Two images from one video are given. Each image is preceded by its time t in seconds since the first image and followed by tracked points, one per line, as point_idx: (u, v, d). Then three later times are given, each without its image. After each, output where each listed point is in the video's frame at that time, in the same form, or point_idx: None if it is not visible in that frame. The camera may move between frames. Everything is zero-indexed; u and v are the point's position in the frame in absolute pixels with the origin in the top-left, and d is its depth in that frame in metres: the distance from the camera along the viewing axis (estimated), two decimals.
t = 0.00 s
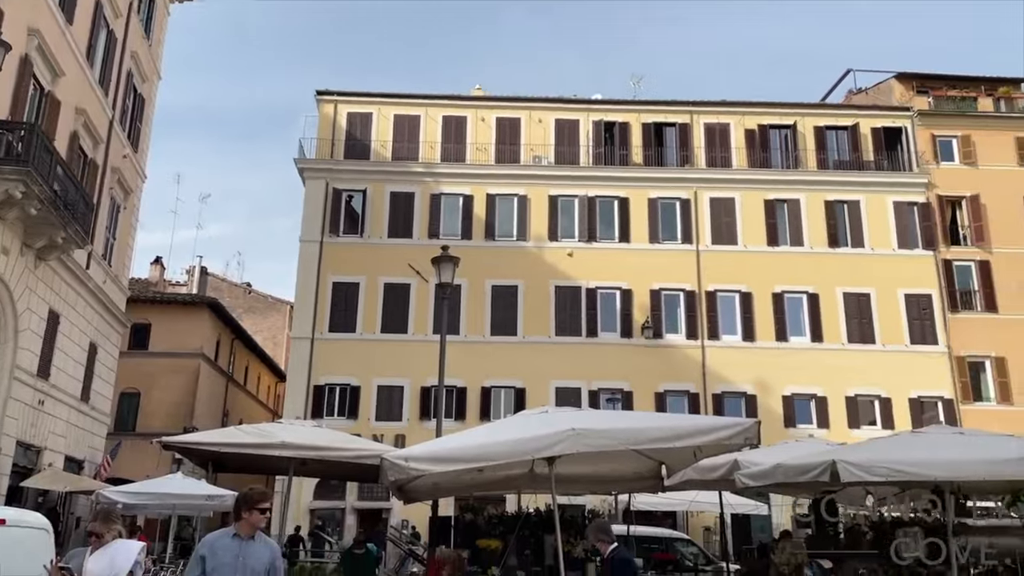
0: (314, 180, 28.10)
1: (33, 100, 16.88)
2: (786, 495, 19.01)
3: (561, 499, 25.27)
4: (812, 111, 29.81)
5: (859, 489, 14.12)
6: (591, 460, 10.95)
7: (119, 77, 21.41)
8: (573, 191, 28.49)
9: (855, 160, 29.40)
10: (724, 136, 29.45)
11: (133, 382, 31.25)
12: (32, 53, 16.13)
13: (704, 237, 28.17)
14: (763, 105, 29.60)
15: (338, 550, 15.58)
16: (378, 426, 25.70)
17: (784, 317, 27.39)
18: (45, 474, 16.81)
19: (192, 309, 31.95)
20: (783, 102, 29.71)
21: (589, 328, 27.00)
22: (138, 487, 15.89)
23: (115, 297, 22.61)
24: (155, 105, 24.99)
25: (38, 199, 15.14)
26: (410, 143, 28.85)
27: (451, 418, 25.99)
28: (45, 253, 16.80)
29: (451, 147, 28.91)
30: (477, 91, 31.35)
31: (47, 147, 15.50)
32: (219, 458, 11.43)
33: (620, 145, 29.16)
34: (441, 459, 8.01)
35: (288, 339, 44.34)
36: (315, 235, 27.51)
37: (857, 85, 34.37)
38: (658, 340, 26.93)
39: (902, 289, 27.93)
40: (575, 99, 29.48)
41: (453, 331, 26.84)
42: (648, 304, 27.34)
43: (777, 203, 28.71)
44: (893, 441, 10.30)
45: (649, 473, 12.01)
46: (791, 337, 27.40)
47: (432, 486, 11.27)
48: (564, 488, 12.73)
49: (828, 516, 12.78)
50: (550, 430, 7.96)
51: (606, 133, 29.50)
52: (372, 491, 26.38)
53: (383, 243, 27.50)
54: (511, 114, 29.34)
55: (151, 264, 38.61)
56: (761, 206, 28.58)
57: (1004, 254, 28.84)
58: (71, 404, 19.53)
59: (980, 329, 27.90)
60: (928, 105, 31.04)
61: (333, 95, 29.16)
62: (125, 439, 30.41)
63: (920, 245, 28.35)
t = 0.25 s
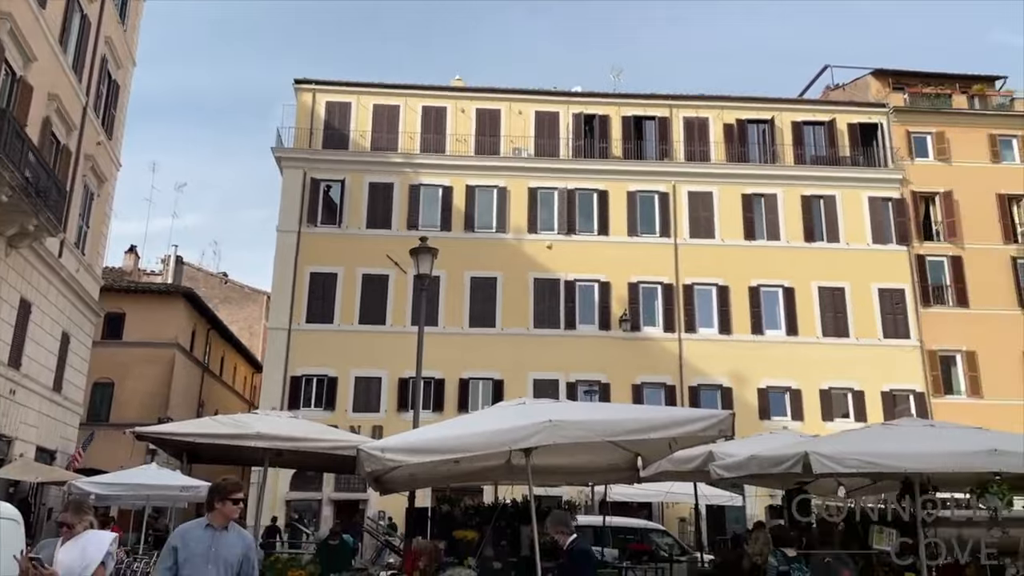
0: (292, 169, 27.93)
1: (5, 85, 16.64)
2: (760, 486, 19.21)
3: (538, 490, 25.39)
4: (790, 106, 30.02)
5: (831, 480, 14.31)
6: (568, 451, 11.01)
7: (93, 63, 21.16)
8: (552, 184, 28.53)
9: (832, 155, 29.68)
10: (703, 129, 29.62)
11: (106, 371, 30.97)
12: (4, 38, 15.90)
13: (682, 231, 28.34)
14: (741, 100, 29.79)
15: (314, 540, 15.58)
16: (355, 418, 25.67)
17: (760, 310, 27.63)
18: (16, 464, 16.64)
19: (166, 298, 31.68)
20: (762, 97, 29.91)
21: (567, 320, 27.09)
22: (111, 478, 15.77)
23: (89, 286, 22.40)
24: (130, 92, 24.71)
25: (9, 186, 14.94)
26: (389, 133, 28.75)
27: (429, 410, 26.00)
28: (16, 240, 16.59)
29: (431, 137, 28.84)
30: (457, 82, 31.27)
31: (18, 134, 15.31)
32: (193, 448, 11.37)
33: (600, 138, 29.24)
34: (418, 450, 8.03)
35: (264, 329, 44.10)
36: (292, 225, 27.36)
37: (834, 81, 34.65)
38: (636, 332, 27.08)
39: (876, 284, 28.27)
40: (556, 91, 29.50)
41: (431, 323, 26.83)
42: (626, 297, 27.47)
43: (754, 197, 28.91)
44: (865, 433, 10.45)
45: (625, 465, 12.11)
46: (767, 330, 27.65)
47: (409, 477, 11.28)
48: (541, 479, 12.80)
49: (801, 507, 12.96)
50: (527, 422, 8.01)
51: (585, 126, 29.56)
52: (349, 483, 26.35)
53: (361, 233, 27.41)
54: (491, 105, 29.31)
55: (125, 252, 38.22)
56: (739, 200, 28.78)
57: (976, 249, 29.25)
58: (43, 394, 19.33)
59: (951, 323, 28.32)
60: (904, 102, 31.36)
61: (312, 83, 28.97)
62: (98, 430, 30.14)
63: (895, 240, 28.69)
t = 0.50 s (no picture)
0: (270, 158, 27.76)
1: None
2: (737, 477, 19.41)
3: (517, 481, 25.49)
4: (769, 100, 30.19)
5: (806, 470, 14.49)
6: (547, 441, 11.08)
7: (68, 48, 20.90)
8: (533, 175, 28.53)
9: (810, 149, 29.91)
10: (684, 122, 29.74)
11: (81, 361, 30.70)
12: None
13: (662, 223, 28.47)
14: (722, 93, 29.93)
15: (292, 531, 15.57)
16: (334, 409, 25.62)
17: (738, 303, 27.83)
18: None
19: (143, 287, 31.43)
20: (742, 91, 30.05)
21: (547, 312, 27.17)
22: (85, 468, 15.67)
23: (63, 275, 22.18)
24: (105, 78, 24.42)
25: None
26: (370, 122, 28.63)
27: (408, 401, 26.00)
28: None
29: (412, 127, 28.75)
30: (438, 72, 31.17)
31: None
32: (170, 439, 11.32)
33: (581, 130, 29.28)
34: (396, 441, 8.05)
35: (242, 319, 43.88)
36: (271, 215, 27.20)
37: (814, 75, 34.88)
38: (616, 324, 27.20)
39: (852, 277, 28.56)
40: (537, 82, 29.49)
41: (411, 314, 26.79)
42: (606, 289, 27.57)
43: (734, 190, 29.08)
44: (839, 424, 10.59)
45: (603, 455, 12.20)
46: (745, 322, 27.86)
47: (388, 468, 11.31)
48: (519, 469, 12.87)
49: (776, 497, 13.12)
50: (506, 413, 8.04)
51: (567, 118, 29.59)
52: (328, 473, 26.32)
53: (341, 223, 27.30)
54: (472, 96, 29.26)
55: (101, 241, 37.85)
56: (718, 193, 28.93)
57: (951, 243, 29.62)
58: (17, 383, 19.14)
59: (926, 317, 28.66)
60: (882, 97, 31.63)
61: (291, 71, 28.77)
62: (73, 420, 29.90)
63: (871, 234, 29.01)
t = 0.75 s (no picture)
0: (248, 145, 27.55)
1: None
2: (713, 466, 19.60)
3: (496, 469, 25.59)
4: (748, 91, 30.35)
5: (780, 459, 14.68)
6: (525, 430, 11.15)
7: (41, 30, 20.60)
8: (514, 164, 28.53)
9: (789, 141, 30.13)
10: (664, 113, 29.85)
11: (55, 349, 30.39)
12: None
13: (641, 213, 28.58)
14: (702, 84, 30.06)
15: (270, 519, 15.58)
16: (312, 397, 25.57)
17: (716, 293, 28.04)
18: None
19: (118, 274, 31.14)
20: (722, 82, 30.19)
21: (527, 301, 27.23)
22: (60, 457, 15.55)
23: (37, 261, 21.92)
24: (79, 62, 24.10)
25: None
26: (349, 109, 28.49)
27: (387, 389, 26.00)
28: None
29: (392, 114, 28.64)
30: (419, 59, 31.04)
31: None
32: (146, 427, 11.27)
33: (562, 119, 29.32)
34: (374, 429, 8.06)
35: (220, 307, 43.61)
36: (248, 202, 27.02)
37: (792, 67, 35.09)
38: (595, 314, 27.31)
39: (829, 268, 28.86)
40: (518, 71, 29.46)
41: (390, 302, 26.75)
42: (585, 278, 27.66)
43: (713, 181, 29.24)
44: (813, 413, 10.73)
45: (581, 444, 12.29)
46: (722, 312, 28.08)
47: (366, 456, 11.33)
48: (498, 457, 12.94)
49: (751, 485, 13.29)
50: (484, 401, 8.08)
51: (547, 107, 29.60)
52: (306, 462, 26.29)
53: (320, 211, 27.18)
54: (452, 84, 29.18)
55: (75, 227, 37.43)
56: (698, 184, 29.08)
57: (926, 235, 30.00)
58: None
59: (901, 308, 29.01)
60: (859, 89, 31.86)
61: (269, 57, 28.54)
62: (47, 408, 29.62)
63: (848, 226, 29.32)
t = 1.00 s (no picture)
0: (230, 132, 27.34)
1: None
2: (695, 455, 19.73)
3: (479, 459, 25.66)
4: (732, 83, 30.41)
5: (761, 448, 14.81)
6: (508, 420, 11.19)
7: (17, 14, 20.31)
8: (498, 153, 28.46)
9: (771, 132, 30.25)
10: (648, 103, 29.87)
11: (33, 338, 30.11)
12: None
13: (625, 203, 28.61)
14: (686, 74, 30.10)
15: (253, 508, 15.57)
16: (295, 387, 25.50)
17: (699, 283, 28.16)
18: None
19: (97, 263, 30.87)
20: (705, 73, 30.24)
21: (510, 292, 27.24)
22: (38, 447, 15.44)
23: (14, 248, 21.67)
24: (57, 47, 23.79)
25: None
26: (332, 97, 28.32)
27: (370, 379, 25.96)
28: None
29: (375, 103, 28.49)
30: (402, 47, 30.88)
31: None
32: (126, 417, 11.21)
33: (546, 109, 29.28)
34: (357, 418, 8.05)
35: (201, 296, 43.35)
36: (229, 190, 26.83)
37: (776, 59, 35.20)
38: (578, 304, 27.37)
39: (811, 259, 29.04)
40: (502, 60, 29.37)
41: (374, 292, 26.68)
42: (569, 268, 27.70)
43: (696, 171, 29.31)
44: (793, 402, 10.82)
45: (563, 434, 12.34)
46: (705, 303, 28.20)
47: (349, 446, 11.33)
48: (481, 446, 12.98)
49: (732, 474, 13.41)
50: (467, 391, 8.08)
51: (532, 96, 29.54)
52: (288, 451, 26.24)
53: (302, 199, 27.03)
54: (436, 72, 29.05)
55: (54, 215, 37.06)
56: (681, 174, 29.13)
57: (906, 227, 30.24)
58: None
59: (882, 299, 29.26)
60: (842, 81, 31.99)
61: (251, 44, 28.29)
62: (26, 397, 29.37)
63: (829, 217, 29.51)
